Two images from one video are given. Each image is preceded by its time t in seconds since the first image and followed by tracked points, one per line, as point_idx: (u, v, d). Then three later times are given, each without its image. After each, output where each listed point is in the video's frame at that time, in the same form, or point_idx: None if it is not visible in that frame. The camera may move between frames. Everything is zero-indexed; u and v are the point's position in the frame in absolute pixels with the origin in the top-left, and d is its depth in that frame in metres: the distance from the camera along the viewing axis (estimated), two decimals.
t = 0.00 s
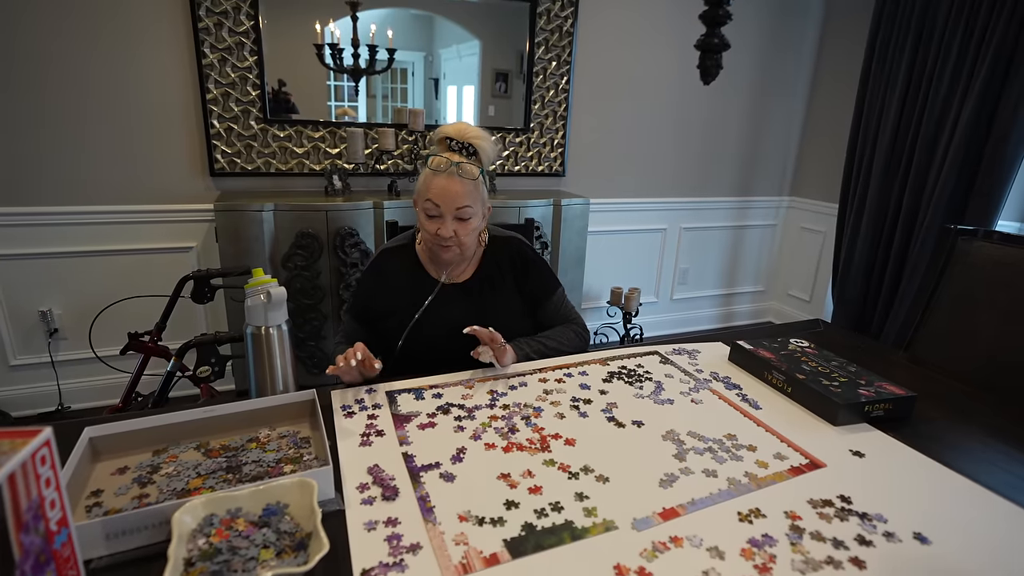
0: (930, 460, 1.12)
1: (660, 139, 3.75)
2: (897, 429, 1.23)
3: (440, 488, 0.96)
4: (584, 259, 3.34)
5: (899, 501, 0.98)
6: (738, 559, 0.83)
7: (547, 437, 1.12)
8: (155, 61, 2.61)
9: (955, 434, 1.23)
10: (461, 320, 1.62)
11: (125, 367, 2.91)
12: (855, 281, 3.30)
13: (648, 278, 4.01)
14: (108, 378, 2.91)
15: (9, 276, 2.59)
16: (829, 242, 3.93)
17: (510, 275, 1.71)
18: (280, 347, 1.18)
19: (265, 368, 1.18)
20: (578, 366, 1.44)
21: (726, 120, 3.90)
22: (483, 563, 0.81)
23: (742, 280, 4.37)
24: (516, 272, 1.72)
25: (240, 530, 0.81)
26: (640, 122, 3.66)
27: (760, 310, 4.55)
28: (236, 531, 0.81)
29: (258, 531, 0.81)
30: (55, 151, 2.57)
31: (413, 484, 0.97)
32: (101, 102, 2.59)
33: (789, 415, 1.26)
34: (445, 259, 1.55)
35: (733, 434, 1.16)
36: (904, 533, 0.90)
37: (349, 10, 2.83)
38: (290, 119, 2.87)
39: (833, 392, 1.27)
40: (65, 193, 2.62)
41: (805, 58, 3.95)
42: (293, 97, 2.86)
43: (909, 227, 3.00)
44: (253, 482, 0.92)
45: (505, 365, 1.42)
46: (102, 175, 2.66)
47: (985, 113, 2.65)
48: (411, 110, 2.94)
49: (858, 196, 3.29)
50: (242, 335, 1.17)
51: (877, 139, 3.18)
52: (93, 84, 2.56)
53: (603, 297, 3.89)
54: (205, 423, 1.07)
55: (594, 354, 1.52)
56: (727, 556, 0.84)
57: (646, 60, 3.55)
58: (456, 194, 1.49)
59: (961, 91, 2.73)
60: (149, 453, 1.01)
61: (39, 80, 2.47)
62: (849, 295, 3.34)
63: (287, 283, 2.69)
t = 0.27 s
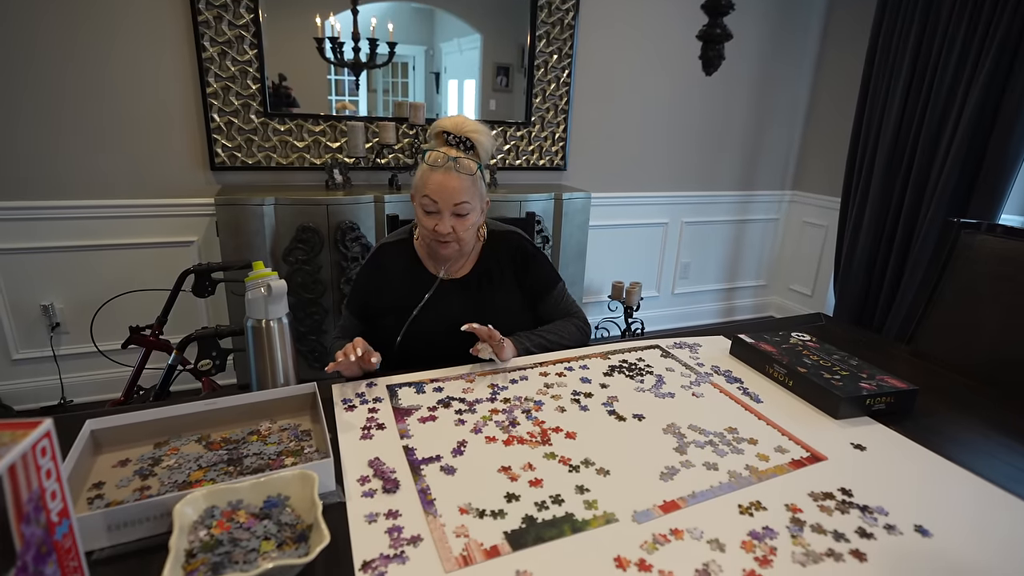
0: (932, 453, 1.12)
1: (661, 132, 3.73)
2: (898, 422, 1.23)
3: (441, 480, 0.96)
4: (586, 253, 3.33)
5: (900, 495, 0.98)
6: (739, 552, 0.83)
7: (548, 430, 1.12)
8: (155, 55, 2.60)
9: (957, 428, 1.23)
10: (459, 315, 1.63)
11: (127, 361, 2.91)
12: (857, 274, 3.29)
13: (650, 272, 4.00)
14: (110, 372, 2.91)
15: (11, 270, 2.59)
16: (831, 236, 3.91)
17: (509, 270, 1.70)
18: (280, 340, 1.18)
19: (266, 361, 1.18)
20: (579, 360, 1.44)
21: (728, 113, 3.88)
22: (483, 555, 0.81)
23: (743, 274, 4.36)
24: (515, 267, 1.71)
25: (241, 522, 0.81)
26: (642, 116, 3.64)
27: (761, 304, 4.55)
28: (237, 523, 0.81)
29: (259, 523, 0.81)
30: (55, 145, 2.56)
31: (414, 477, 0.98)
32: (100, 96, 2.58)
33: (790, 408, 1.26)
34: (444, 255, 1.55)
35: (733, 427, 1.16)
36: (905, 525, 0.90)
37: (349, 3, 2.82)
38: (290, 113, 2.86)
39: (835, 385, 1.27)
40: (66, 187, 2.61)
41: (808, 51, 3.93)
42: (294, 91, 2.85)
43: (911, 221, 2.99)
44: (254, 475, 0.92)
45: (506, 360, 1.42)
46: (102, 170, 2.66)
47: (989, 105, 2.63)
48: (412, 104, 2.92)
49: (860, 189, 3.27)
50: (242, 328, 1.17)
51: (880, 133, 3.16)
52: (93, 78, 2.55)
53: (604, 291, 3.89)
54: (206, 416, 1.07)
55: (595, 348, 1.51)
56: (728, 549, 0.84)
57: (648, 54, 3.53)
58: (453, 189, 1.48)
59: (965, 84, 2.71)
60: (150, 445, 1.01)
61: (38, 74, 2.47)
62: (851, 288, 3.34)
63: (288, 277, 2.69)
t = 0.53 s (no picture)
0: (933, 437, 1.11)
1: (665, 119, 3.70)
2: (900, 406, 1.23)
3: (442, 462, 0.97)
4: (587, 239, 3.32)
5: (901, 478, 0.98)
6: (739, 533, 0.84)
7: (549, 414, 1.12)
8: (153, 40, 2.57)
9: (959, 411, 1.23)
10: (462, 299, 1.62)
11: (129, 346, 2.92)
12: (860, 260, 3.28)
13: (652, 260, 3.99)
14: (112, 358, 2.92)
15: (12, 257, 2.59)
16: (834, 223, 3.89)
17: (512, 254, 1.70)
18: (281, 324, 1.18)
19: (267, 344, 1.18)
20: (581, 344, 1.43)
21: (732, 100, 3.84)
22: (485, 536, 0.81)
23: (746, 262, 4.35)
24: (517, 251, 1.71)
25: (243, 503, 0.81)
26: (645, 101, 3.60)
27: (763, 292, 4.54)
28: (239, 504, 0.81)
29: (261, 504, 0.81)
30: (54, 131, 2.55)
31: (415, 459, 0.98)
32: (98, 81, 2.55)
33: (792, 392, 1.26)
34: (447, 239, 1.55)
35: (735, 411, 1.16)
36: (906, 508, 0.90)
37: None
38: (290, 98, 2.84)
39: (837, 369, 1.26)
40: (65, 173, 2.60)
41: (815, 36, 3.88)
42: (294, 77, 2.82)
43: (916, 207, 2.97)
44: (256, 456, 0.93)
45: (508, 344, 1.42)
46: (102, 155, 2.64)
47: (998, 89, 2.60)
48: (413, 89, 2.89)
49: (865, 175, 3.24)
50: (243, 312, 1.16)
51: (885, 118, 3.12)
52: (91, 63, 2.52)
53: (606, 278, 3.88)
54: (207, 398, 1.07)
55: (597, 332, 1.51)
56: (729, 530, 0.84)
57: (652, 39, 3.48)
58: (457, 172, 1.46)
59: (973, 67, 2.67)
60: (153, 428, 1.01)
61: (35, 59, 2.44)
62: (854, 274, 3.33)
63: (289, 263, 2.68)
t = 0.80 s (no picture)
0: (935, 427, 1.11)
1: (667, 109, 3.67)
2: (902, 396, 1.23)
3: (444, 451, 0.97)
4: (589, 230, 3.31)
5: (903, 467, 0.98)
6: (741, 521, 0.84)
7: (551, 403, 1.12)
8: (151, 28, 2.55)
9: (960, 401, 1.23)
10: (465, 288, 1.62)
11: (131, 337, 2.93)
12: (863, 250, 3.27)
13: (653, 251, 3.98)
14: (115, 349, 2.93)
15: (12, 247, 2.59)
16: (837, 213, 3.87)
17: (515, 243, 1.70)
18: (282, 313, 1.18)
19: (268, 333, 1.18)
20: (582, 334, 1.43)
21: (735, 89, 3.81)
22: (486, 524, 0.81)
23: (748, 253, 4.33)
24: (521, 240, 1.71)
25: (245, 491, 0.81)
26: (646, 91, 3.57)
27: (765, 283, 4.53)
28: (241, 492, 0.81)
29: (263, 492, 0.81)
30: (52, 121, 2.53)
31: (417, 447, 0.98)
32: (97, 71, 2.54)
33: (794, 382, 1.25)
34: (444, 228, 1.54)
35: (737, 400, 1.16)
36: (907, 497, 0.90)
37: None
38: (290, 87, 2.82)
39: (839, 359, 1.26)
40: (65, 163, 2.59)
41: (819, 25, 3.84)
42: (293, 67, 2.80)
43: (919, 197, 2.95)
44: (257, 445, 0.93)
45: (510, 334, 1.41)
46: (101, 145, 2.63)
47: (1004, 77, 2.57)
48: (413, 78, 2.87)
49: (869, 165, 3.22)
50: (244, 301, 1.16)
51: (889, 108, 3.09)
52: (88, 52, 2.51)
53: (607, 269, 3.87)
54: (209, 388, 1.07)
55: (599, 322, 1.51)
56: (730, 518, 0.84)
57: (654, 28, 3.45)
58: (456, 162, 1.45)
59: (980, 55, 2.64)
60: (154, 417, 1.01)
61: (33, 47, 2.42)
62: (856, 264, 3.32)
63: (290, 254, 2.67)
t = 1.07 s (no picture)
0: (941, 421, 1.11)
1: (671, 101, 3.65)
2: (907, 389, 1.23)
3: (449, 445, 0.97)
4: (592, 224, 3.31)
5: (909, 460, 0.98)
6: (746, 515, 0.84)
7: (555, 397, 1.12)
8: (152, 21, 2.54)
9: (966, 395, 1.22)
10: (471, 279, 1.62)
11: (135, 331, 2.94)
12: (868, 243, 3.25)
13: (656, 244, 3.97)
14: (119, 342, 2.94)
15: (17, 242, 2.59)
16: (842, 206, 3.85)
17: (521, 235, 1.70)
18: (287, 307, 1.18)
19: (272, 327, 1.18)
20: (586, 327, 1.43)
21: (740, 81, 3.78)
22: (492, 517, 0.82)
23: (751, 246, 4.32)
24: (526, 232, 1.71)
25: (252, 484, 0.81)
26: (650, 82, 3.55)
27: (769, 276, 4.51)
28: (248, 485, 0.81)
29: (269, 485, 0.82)
30: (55, 115, 2.53)
31: (422, 441, 0.98)
32: (98, 64, 2.53)
33: (799, 375, 1.25)
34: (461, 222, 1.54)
35: (742, 394, 1.15)
36: (913, 491, 0.90)
37: None
38: (292, 80, 2.81)
39: (844, 352, 1.26)
40: (68, 157, 2.59)
41: (824, 15, 3.80)
42: (295, 60, 2.79)
43: (925, 190, 2.93)
44: (263, 439, 0.93)
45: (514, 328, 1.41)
46: (104, 139, 2.63)
47: (1012, 68, 2.54)
48: (416, 71, 2.85)
49: (874, 157, 3.20)
50: (249, 295, 1.16)
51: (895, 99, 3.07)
52: (91, 46, 2.50)
53: (610, 263, 3.86)
54: (214, 382, 1.07)
55: (603, 315, 1.51)
56: (735, 512, 0.84)
57: (658, 19, 3.42)
58: (472, 157, 1.45)
59: (988, 45, 2.61)
60: (160, 411, 1.02)
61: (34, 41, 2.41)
62: (860, 257, 3.30)
63: (293, 248, 2.67)
